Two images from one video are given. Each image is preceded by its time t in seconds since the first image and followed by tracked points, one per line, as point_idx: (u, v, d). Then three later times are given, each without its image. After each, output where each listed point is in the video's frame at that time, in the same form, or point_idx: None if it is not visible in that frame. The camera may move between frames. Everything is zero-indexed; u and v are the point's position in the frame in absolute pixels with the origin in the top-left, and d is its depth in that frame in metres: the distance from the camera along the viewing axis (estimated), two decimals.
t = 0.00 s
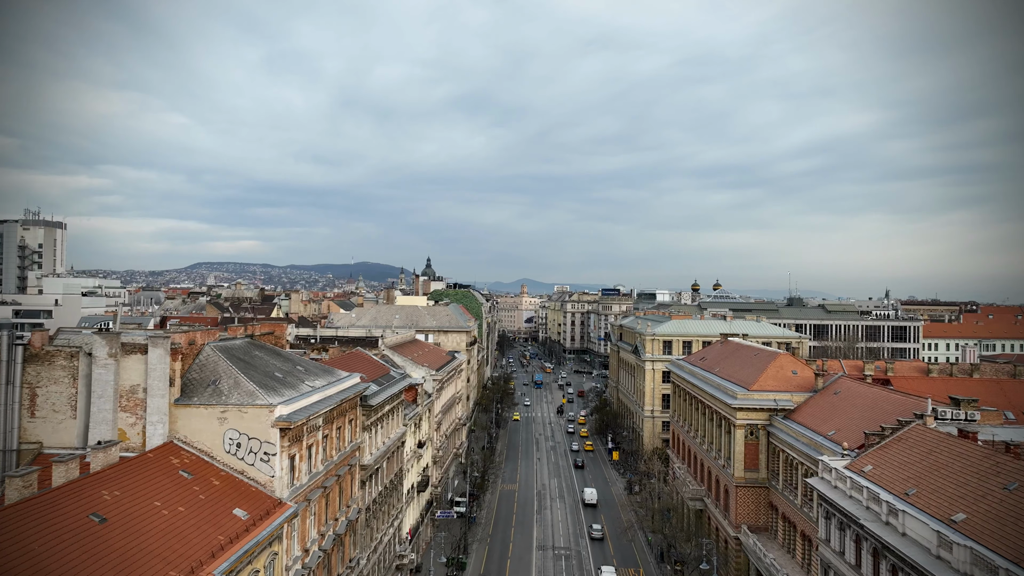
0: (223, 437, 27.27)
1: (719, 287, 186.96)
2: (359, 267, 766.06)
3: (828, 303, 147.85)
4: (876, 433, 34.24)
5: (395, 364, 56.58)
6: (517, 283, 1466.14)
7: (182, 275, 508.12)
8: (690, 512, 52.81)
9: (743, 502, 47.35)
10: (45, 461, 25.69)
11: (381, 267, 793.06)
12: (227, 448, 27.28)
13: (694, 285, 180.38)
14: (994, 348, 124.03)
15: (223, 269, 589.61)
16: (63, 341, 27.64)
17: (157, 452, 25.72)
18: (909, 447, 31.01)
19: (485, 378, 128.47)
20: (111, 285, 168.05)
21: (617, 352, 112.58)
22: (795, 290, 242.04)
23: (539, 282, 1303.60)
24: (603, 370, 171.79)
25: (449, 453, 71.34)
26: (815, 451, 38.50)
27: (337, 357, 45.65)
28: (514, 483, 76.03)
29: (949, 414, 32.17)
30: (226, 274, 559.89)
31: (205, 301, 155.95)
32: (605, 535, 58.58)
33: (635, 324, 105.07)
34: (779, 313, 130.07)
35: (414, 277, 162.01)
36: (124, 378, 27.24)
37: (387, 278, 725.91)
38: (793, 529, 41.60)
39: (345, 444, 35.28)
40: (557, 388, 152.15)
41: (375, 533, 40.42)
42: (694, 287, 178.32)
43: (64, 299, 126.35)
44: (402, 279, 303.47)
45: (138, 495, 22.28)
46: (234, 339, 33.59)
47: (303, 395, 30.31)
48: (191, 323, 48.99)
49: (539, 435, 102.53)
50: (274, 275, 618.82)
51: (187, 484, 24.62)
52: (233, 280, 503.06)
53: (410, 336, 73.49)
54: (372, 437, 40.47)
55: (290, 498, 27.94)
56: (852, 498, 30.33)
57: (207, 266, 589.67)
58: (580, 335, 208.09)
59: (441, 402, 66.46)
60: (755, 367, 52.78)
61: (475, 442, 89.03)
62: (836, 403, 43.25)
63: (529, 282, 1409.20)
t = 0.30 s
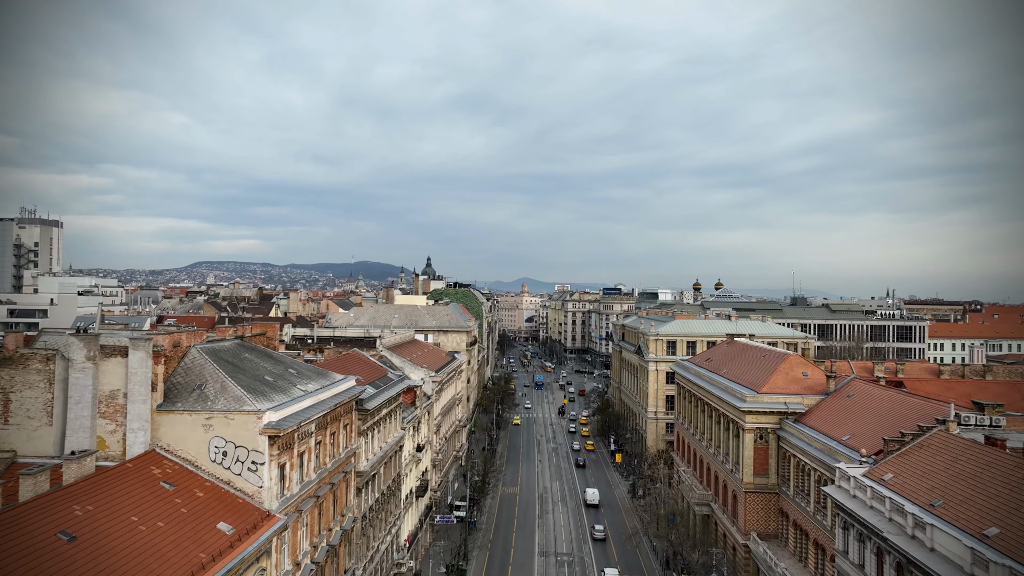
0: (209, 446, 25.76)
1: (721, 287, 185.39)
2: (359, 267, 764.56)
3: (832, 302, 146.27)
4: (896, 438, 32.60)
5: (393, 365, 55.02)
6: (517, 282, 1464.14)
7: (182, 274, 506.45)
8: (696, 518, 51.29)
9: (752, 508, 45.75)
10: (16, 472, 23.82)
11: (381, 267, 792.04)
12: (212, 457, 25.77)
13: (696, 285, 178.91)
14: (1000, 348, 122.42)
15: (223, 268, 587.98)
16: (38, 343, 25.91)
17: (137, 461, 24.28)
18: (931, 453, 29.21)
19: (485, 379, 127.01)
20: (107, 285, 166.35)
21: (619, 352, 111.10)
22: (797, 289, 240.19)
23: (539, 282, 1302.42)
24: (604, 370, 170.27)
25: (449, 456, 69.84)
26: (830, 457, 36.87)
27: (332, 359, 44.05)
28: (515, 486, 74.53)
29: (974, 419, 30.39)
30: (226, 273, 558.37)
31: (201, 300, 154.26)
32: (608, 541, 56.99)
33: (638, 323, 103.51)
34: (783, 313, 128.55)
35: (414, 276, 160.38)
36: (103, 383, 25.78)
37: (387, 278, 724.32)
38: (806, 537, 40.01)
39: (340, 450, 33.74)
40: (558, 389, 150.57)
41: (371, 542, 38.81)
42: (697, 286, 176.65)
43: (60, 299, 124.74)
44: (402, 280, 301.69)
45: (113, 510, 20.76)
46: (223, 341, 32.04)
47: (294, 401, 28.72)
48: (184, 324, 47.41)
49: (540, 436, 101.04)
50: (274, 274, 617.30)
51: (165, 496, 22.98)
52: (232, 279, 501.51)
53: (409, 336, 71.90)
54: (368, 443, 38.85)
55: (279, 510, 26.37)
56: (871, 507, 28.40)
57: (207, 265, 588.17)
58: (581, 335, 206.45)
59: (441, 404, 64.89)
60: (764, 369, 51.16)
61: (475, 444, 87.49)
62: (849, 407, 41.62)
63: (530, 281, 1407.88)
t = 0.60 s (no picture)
0: (188, 455, 24.16)
1: (720, 286, 184.12)
2: (356, 266, 762.32)
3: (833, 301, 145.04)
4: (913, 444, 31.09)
5: (388, 367, 53.47)
6: (515, 280, 1462.13)
7: (177, 273, 503.43)
8: (701, 524, 49.78)
9: (759, 514, 44.28)
10: None
11: (378, 265, 789.93)
12: (192, 466, 24.19)
13: (696, 284, 177.67)
14: (1003, 348, 121.32)
15: (219, 267, 585.43)
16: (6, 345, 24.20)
17: (111, 472, 22.67)
18: (952, 460, 27.70)
19: (483, 379, 125.45)
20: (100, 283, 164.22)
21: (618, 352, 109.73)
22: (796, 287, 238.77)
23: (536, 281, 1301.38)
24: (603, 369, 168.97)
25: (446, 459, 68.28)
26: (843, 463, 35.38)
27: (324, 361, 42.45)
28: (513, 489, 73.02)
29: (997, 424, 28.86)
30: (222, 271, 555.79)
31: (195, 299, 152.28)
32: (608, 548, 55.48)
33: (638, 323, 102.08)
34: (784, 312, 127.30)
35: (411, 275, 158.71)
36: (75, 389, 24.05)
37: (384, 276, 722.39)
38: (817, 546, 38.55)
39: (331, 457, 32.17)
40: (556, 388, 149.18)
41: (364, 551, 37.24)
42: (696, 285, 175.40)
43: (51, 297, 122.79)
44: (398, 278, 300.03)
45: (80, 527, 19.16)
46: (208, 342, 30.45)
47: (281, 406, 27.17)
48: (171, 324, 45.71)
49: (538, 437, 99.56)
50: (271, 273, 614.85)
51: (138, 510, 21.39)
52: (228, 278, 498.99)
53: (405, 336, 70.27)
54: (360, 448, 37.27)
55: (264, 523, 24.82)
56: (889, 518, 26.84)
57: (203, 264, 585.50)
58: (579, 334, 205.08)
59: (437, 405, 63.35)
60: (770, 370, 49.71)
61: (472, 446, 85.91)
62: (859, 410, 40.18)
63: (527, 280, 1406.71)
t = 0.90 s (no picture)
0: (150, 468, 22.30)
1: (709, 286, 183.77)
2: (343, 265, 756.79)
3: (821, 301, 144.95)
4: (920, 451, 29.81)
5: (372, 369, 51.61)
6: (503, 280, 1460.43)
7: (159, 272, 496.13)
8: (694, 531, 48.42)
9: (755, 521, 42.95)
10: None
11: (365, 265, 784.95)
12: (156, 480, 22.33)
13: (684, 283, 176.98)
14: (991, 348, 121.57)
15: (203, 266, 578.24)
16: None
17: (64, 489, 20.71)
18: (962, 468, 26.46)
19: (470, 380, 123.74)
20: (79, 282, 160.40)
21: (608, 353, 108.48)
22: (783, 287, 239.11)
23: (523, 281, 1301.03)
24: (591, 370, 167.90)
25: (432, 462, 66.49)
26: (844, 470, 34.11)
27: (304, 363, 40.55)
28: (501, 493, 71.43)
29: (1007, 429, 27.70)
30: (205, 270, 548.78)
31: (176, 299, 149.05)
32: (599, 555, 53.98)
33: (627, 323, 100.86)
34: (774, 312, 126.79)
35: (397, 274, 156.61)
36: (26, 396, 21.98)
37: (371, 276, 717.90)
38: (816, 555, 37.25)
39: (309, 466, 30.31)
40: (544, 389, 147.81)
41: (344, 564, 35.40)
42: (684, 284, 174.89)
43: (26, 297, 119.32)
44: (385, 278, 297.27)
45: (23, 552, 17.26)
46: (176, 345, 28.51)
47: (253, 414, 25.33)
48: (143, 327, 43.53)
49: (527, 439, 98.03)
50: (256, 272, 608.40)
51: (92, 530, 19.45)
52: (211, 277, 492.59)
53: (390, 337, 68.34)
54: (341, 456, 35.39)
55: (233, 541, 22.95)
56: (899, 530, 25.49)
57: (186, 263, 577.98)
58: (567, 334, 203.94)
59: (423, 408, 61.56)
60: (765, 372, 48.48)
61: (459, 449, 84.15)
62: (859, 413, 38.97)
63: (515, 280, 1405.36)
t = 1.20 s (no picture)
0: (104, 485, 20.35)
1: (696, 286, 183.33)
2: (328, 264, 750.50)
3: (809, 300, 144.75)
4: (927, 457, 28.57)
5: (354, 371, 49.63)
6: (489, 280, 1458.16)
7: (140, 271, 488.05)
8: (687, 538, 47.00)
9: (751, 528, 41.61)
10: None
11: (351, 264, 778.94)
12: (111, 497, 20.37)
13: (672, 283, 176.14)
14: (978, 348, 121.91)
15: (185, 266, 570.29)
16: None
17: (5, 508, 18.62)
18: (974, 477, 25.25)
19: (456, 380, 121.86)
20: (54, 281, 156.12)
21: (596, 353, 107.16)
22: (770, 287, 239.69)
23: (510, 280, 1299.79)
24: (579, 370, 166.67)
25: (417, 467, 64.64)
26: (845, 477, 32.87)
27: (280, 367, 38.50)
28: (488, 498, 69.75)
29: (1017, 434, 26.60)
30: (188, 269, 540.79)
31: (155, 298, 145.26)
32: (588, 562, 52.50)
33: (616, 323, 99.52)
34: (763, 311, 126.28)
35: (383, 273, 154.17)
36: None
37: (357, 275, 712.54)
38: (815, 564, 35.97)
39: (283, 478, 28.43)
40: (531, 389, 146.30)
41: None
42: (672, 284, 173.95)
43: None
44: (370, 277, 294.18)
45: None
46: (139, 349, 26.45)
47: (221, 424, 23.41)
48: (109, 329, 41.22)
49: (514, 441, 96.42)
50: (239, 271, 601.12)
51: (34, 556, 17.42)
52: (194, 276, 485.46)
53: (374, 338, 66.35)
54: (319, 465, 33.47)
55: (197, 563, 21.05)
56: (912, 543, 24.12)
57: (168, 263, 569.47)
58: (554, 334, 202.56)
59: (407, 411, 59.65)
60: (760, 374, 47.18)
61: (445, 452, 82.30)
62: (858, 417, 37.80)
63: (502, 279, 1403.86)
